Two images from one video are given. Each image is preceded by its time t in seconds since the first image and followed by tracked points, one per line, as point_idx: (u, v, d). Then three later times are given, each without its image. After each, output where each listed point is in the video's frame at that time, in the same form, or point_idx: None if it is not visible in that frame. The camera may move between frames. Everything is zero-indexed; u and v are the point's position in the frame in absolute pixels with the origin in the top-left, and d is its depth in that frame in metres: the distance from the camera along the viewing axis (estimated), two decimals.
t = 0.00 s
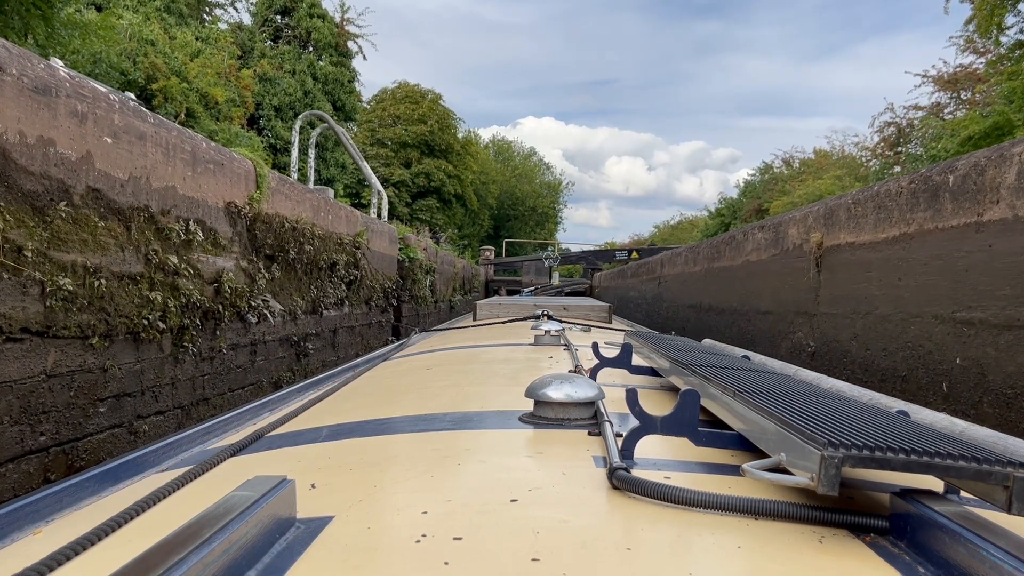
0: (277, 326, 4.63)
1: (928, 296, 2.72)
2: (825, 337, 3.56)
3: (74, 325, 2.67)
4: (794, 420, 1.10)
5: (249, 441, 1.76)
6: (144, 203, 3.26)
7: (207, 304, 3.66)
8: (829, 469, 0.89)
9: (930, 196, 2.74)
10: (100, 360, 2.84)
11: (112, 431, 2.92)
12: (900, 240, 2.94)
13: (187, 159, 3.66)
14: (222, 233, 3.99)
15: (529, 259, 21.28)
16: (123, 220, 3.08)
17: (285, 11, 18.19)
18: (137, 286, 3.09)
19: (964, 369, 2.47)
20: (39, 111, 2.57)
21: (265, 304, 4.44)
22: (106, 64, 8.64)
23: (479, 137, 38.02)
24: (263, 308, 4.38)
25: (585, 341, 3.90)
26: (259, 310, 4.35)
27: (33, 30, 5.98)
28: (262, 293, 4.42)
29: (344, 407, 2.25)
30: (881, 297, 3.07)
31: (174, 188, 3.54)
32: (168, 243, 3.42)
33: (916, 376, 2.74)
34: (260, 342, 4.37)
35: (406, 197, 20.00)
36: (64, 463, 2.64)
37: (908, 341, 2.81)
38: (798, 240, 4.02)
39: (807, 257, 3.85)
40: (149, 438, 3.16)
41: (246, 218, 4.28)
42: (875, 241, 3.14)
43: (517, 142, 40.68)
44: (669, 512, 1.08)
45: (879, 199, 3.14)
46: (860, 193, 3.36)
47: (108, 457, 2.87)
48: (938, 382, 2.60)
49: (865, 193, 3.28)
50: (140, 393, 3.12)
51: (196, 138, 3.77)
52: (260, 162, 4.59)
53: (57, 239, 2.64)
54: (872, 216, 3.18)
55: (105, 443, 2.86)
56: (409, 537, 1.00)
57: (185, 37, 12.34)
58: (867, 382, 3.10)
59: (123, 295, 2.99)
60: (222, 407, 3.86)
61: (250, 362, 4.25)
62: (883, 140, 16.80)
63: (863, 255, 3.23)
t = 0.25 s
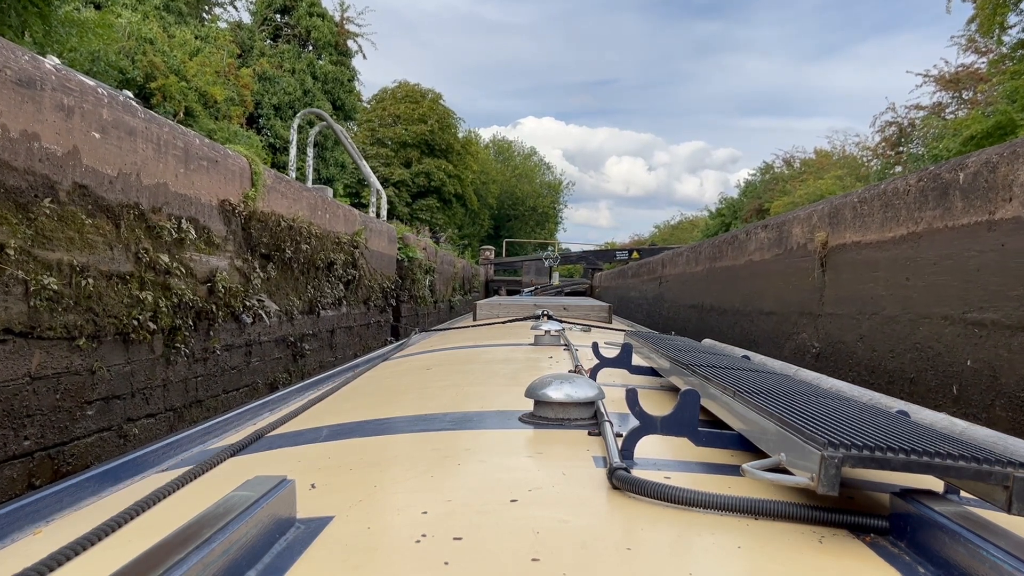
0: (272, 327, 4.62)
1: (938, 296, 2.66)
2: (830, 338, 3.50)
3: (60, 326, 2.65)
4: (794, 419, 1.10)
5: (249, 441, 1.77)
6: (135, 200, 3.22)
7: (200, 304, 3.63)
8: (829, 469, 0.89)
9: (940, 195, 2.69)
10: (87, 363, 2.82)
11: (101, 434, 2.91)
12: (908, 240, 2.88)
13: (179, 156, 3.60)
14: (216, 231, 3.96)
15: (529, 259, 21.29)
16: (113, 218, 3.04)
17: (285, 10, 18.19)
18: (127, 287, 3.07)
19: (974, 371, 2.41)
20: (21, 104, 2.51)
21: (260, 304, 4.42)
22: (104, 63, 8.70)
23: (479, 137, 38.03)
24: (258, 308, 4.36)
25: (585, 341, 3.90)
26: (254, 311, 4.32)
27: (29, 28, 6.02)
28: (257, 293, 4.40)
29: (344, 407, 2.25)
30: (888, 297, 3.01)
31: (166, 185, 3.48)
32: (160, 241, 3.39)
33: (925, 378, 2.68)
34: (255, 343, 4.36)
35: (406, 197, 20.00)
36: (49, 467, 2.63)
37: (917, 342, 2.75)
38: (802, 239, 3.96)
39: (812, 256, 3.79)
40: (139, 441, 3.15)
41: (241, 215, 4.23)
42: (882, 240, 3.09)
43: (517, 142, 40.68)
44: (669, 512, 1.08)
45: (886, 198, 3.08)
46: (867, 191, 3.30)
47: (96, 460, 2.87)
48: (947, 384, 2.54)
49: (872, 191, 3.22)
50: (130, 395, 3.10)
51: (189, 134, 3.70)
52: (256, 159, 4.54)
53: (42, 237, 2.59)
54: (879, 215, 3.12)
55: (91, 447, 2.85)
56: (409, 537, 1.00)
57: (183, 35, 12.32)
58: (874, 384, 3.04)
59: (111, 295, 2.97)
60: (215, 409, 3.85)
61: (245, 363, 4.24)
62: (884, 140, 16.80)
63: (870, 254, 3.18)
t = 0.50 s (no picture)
0: (268, 327, 4.55)
1: (948, 297, 2.58)
2: (837, 339, 3.41)
3: (44, 326, 2.58)
4: (794, 420, 1.11)
5: (249, 441, 1.77)
6: (123, 196, 3.16)
7: (193, 304, 3.56)
8: (829, 469, 0.89)
9: (951, 193, 2.60)
10: (72, 364, 2.73)
11: (88, 438, 2.82)
12: (918, 240, 2.78)
13: (171, 152, 3.55)
14: (209, 229, 3.89)
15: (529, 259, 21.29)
16: (99, 215, 2.97)
17: (285, 9, 18.17)
18: (115, 286, 2.99)
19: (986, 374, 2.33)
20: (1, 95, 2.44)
21: (256, 304, 4.34)
22: (102, 60, 8.73)
23: (479, 136, 38.02)
24: (253, 308, 4.29)
25: (585, 341, 3.90)
26: (249, 310, 4.25)
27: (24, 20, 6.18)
28: (252, 293, 4.32)
29: (344, 408, 2.25)
30: (897, 298, 2.92)
31: (157, 181, 3.43)
32: (150, 240, 3.31)
33: (936, 382, 2.60)
34: (250, 343, 4.28)
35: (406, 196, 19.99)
36: (32, 473, 2.54)
37: (927, 343, 2.67)
38: (808, 238, 3.85)
39: (818, 256, 3.69)
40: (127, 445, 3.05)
41: (236, 213, 4.19)
42: (890, 240, 2.99)
43: (517, 142, 40.67)
44: (669, 512, 1.08)
45: (895, 197, 2.98)
46: (874, 189, 3.20)
47: (83, 465, 2.78)
48: (959, 388, 2.46)
49: (880, 189, 3.13)
50: (119, 398, 3.02)
51: (182, 130, 3.66)
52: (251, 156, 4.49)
53: (24, 235, 2.51)
54: (888, 214, 3.02)
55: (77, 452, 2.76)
56: (409, 537, 1.00)
57: (182, 33, 12.27)
58: (882, 387, 2.95)
59: (98, 294, 2.89)
60: (210, 412, 3.76)
61: (240, 364, 4.16)
62: (886, 140, 16.79)
63: (878, 254, 3.08)
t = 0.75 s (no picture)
0: (264, 327, 4.39)
1: (960, 298, 2.50)
2: (842, 341, 3.32)
3: (30, 326, 2.40)
4: (794, 420, 1.11)
5: (249, 441, 1.77)
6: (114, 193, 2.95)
7: (187, 304, 3.39)
8: (829, 469, 0.90)
9: (962, 191, 2.52)
10: (58, 365, 2.55)
11: (77, 442, 2.66)
12: (927, 239, 2.71)
13: (164, 148, 3.35)
14: (204, 227, 3.71)
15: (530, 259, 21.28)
16: (87, 211, 2.76)
17: (285, 7, 18.16)
18: (105, 285, 2.81)
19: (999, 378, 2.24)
20: None
21: (252, 304, 4.19)
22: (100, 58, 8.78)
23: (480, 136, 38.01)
24: (249, 308, 4.13)
25: (585, 341, 3.90)
26: (245, 310, 4.09)
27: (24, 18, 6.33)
28: (248, 292, 4.17)
29: (344, 407, 2.25)
30: (906, 299, 2.82)
31: (150, 178, 3.23)
32: (142, 237, 3.12)
33: (946, 385, 2.52)
34: (246, 344, 4.12)
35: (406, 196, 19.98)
36: (17, 478, 2.37)
37: (937, 346, 2.59)
38: (812, 238, 3.76)
39: (823, 256, 3.59)
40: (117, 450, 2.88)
41: (232, 211, 4.01)
42: (899, 239, 2.91)
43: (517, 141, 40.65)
44: (669, 512, 1.08)
45: (904, 195, 2.90)
46: (881, 188, 3.12)
47: (71, 470, 2.62)
48: (971, 391, 2.38)
49: (888, 188, 3.04)
50: (109, 401, 2.85)
51: (177, 126, 3.45)
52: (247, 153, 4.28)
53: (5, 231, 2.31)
54: (896, 213, 2.94)
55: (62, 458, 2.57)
56: (409, 537, 1.00)
57: (181, 31, 12.22)
58: (890, 391, 2.87)
59: (87, 294, 2.72)
60: (204, 414, 3.61)
61: (235, 365, 4.00)
62: (888, 140, 16.79)
63: (886, 254, 2.99)
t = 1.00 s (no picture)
0: (260, 327, 4.37)
1: (972, 299, 2.45)
2: (850, 343, 3.27)
3: (13, 326, 2.37)
4: (794, 420, 1.11)
5: (249, 441, 1.77)
6: (103, 189, 2.91)
7: (180, 304, 3.37)
8: (829, 469, 0.90)
9: (975, 190, 2.48)
10: (43, 367, 2.52)
11: (64, 445, 2.63)
12: (937, 238, 2.67)
13: (156, 143, 3.31)
14: (198, 225, 3.69)
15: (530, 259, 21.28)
16: (75, 207, 2.74)
17: (285, 6, 18.19)
18: (93, 284, 2.78)
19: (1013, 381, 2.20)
20: None
21: (247, 303, 4.16)
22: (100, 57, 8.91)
23: (480, 135, 38.04)
24: (244, 308, 4.10)
25: (585, 341, 3.91)
26: (240, 310, 4.06)
27: (22, 15, 6.52)
28: (243, 292, 4.14)
29: (344, 407, 2.25)
30: (915, 300, 2.78)
31: (141, 174, 3.19)
32: (132, 235, 3.09)
33: (959, 389, 2.47)
34: (241, 345, 4.10)
35: (406, 195, 19.99)
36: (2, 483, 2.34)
37: (948, 348, 2.54)
38: (818, 238, 3.71)
39: (829, 256, 3.54)
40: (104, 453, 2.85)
41: (227, 209, 3.98)
42: (908, 239, 2.87)
43: (518, 141, 40.66)
44: (669, 512, 1.08)
45: (914, 194, 2.86)
46: (890, 187, 3.08)
47: (57, 474, 2.59)
48: (985, 394, 2.33)
49: (898, 187, 3.01)
50: (97, 403, 2.83)
51: (169, 121, 3.42)
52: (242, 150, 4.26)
53: None
54: (905, 213, 2.91)
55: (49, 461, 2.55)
56: (409, 537, 1.00)
57: (181, 28, 12.21)
58: (899, 395, 2.82)
59: (74, 293, 2.69)
60: (197, 416, 3.58)
61: (230, 366, 3.97)
62: (890, 141, 16.79)
63: (895, 254, 2.95)
